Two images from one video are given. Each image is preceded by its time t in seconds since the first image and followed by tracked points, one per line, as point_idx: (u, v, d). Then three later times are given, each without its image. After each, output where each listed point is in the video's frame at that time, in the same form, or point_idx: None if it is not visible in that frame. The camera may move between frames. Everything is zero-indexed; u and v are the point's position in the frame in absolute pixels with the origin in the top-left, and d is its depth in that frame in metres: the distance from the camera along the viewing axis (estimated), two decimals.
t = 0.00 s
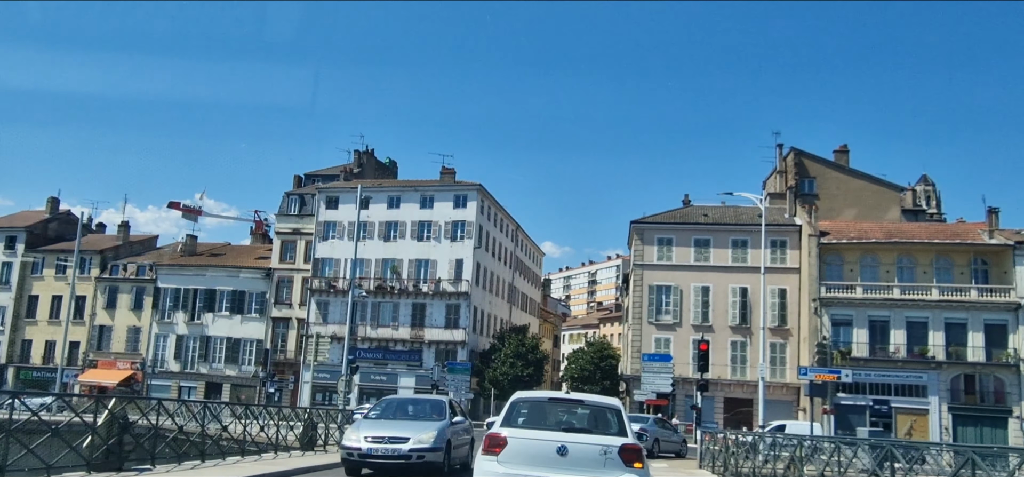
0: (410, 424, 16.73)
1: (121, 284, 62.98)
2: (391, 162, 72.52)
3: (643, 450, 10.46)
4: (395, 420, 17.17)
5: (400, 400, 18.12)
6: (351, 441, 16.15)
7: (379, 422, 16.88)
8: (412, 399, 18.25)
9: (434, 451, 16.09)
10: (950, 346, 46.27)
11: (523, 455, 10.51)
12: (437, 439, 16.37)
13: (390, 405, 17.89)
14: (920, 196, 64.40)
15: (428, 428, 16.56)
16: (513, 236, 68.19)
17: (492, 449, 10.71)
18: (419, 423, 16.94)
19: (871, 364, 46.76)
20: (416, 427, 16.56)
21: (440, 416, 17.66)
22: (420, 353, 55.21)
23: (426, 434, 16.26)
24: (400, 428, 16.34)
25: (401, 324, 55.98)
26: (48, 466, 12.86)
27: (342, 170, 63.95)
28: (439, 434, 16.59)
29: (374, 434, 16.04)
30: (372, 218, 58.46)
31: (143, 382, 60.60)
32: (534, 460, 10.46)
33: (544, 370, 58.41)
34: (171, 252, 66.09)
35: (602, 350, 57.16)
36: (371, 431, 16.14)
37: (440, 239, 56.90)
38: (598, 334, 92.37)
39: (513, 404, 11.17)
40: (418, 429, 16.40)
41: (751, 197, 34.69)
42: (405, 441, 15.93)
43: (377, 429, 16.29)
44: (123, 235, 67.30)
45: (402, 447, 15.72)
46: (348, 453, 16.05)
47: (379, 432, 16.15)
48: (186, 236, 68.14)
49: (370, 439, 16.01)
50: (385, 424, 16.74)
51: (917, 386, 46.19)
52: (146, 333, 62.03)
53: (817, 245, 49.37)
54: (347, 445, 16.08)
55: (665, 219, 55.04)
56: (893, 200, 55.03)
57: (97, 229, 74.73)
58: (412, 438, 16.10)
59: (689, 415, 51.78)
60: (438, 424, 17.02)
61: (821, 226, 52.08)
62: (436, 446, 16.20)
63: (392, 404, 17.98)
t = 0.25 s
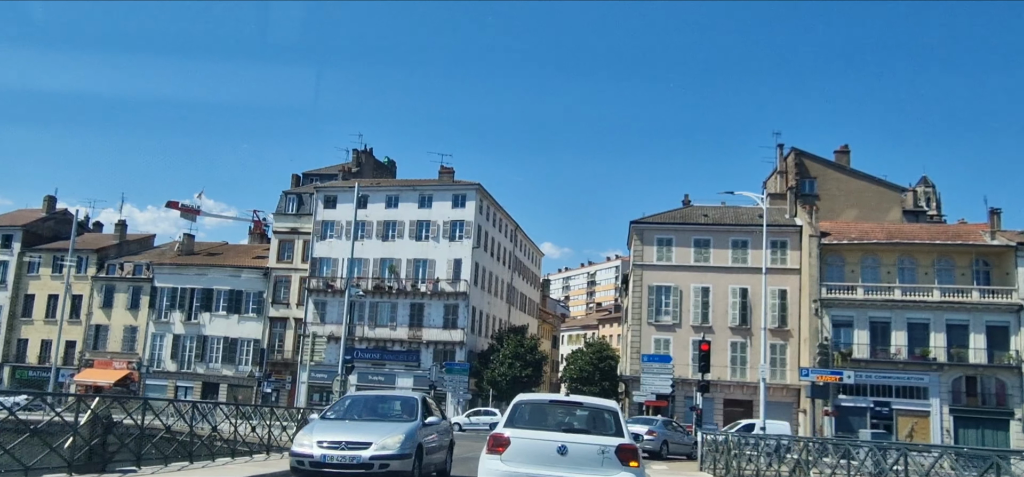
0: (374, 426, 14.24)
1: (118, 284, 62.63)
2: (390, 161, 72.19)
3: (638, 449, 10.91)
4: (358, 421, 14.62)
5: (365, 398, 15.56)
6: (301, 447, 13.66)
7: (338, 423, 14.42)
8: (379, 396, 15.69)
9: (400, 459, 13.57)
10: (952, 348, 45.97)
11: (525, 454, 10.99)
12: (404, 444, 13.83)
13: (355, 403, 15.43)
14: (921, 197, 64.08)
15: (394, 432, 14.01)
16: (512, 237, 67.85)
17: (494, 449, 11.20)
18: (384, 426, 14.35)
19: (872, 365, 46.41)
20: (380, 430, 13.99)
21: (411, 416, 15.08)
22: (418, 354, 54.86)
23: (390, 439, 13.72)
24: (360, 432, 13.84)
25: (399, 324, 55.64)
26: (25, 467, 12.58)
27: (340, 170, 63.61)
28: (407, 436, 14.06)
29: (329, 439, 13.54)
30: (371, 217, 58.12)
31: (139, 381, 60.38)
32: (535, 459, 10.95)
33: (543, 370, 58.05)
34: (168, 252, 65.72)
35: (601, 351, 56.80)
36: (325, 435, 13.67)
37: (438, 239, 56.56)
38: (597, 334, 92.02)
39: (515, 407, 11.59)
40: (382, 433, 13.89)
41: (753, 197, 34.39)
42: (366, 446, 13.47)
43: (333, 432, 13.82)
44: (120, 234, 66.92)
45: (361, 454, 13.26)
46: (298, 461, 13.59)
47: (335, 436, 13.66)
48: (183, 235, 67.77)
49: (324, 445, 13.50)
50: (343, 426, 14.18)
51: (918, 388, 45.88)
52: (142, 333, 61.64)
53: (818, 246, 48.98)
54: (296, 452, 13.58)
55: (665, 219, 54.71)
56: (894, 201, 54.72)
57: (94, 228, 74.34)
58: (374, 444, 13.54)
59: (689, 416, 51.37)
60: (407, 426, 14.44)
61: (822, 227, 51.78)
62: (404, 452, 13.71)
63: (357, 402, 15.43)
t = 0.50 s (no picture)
0: (314, 427, 10.90)
1: (114, 282, 62.21)
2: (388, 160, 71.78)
3: (632, 449, 11.28)
4: (295, 419, 11.27)
5: (309, 388, 12.25)
6: (213, 452, 10.32)
7: (268, 422, 11.06)
8: (328, 387, 12.37)
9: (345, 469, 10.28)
10: (953, 348, 45.61)
11: (526, 453, 11.36)
12: (350, 450, 10.52)
13: (295, 395, 12.07)
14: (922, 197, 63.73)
15: (337, 434, 10.69)
16: (511, 236, 67.45)
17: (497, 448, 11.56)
18: (328, 426, 11.03)
19: (873, 366, 46.04)
20: (321, 431, 10.69)
21: (366, 414, 11.79)
22: (416, 353, 54.46)
23: (332, 444, 10.40)
24: (294, 435, 10.48)
25: (396, 323, 55.23)
26: None
27: (338, 168, 63.19)
28: (355, 441, 10.76)
29: (255, 444, 10.21)
30: (368, 216, 57.70)
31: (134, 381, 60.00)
32: (536, 457, 11.32)
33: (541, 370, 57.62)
34: (164, 250, 65.29)
35: (600, 351, 56.40)
36: (249, 438, 10.35)
37: (436, 238, 56.14)
38: (596, 335, 91.62)
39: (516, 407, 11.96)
40: (323, 435, 10.56)
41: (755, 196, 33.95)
42: (300, 452, 10.18)
43: (260, 434, 10.50)
44: (116, 232, 66.47)
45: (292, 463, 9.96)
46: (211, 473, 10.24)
47: (261, 440, 10.34)
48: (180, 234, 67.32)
49: (245, 452, 10.17)
50: (276, 426, 10.88)
51: (920, 389, 45.51)
52: (138, 332, 61.20)
53: (819, 245, 48.50)
54: (207, 459, 10.23)
55: (665, 219, 54.33)
56: (895, 200, 54.38)
57: (90, 226, 73.87)
58: (309, 451, 10.21)
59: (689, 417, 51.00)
60: (357, 427, 11.12)
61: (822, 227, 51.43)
62: (349, 461, 10.41)
63: (297, 395, 12.04)
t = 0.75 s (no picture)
0: (230, 429, 8.35)
1: (109, 281, 61.81)
2: (386, 159, 71.45)
3: (629, 447, 11.58)
4: (208, 421, 8.70)
5: (237, 381, 9.72)
6: (93, 462, 7.86)
7: (174, 423, 8.55)
8: (260, 379, 9.83)
9: None
10: (955, 349, 45.27)
11: (528, 452, 11.65)
12: (272, 458, 7.95)
13: (220, 390, 9.54)
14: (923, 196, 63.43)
15: (255, 437, 8.11)
16: (509, 235, 67.10)
17: (499, 448, 11.87)
18: (248, 428, 8.44)
19: (874, 367, 45.72)
20: (232, 436, 8.09)
21: (302, 413, 9.19)
22: (413, 353, 54.10)
23: (248, 450, 7.82)
24: (198, 439, 7.94)
25: (394, 323, 54.82)
26: None
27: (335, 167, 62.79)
28: (283, 447, 8.21)
29: (145, 450, 7.74)
30: (365, 215, 57.29)
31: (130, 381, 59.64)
32: (537, 456, 11.62)
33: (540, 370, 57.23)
34: (160, 250, 64.83)
35: (598, 351, 56.02)
36: (138, 443, 7.86)
37: (434, 237, 55.76)
38: (594, 335, 91.31)
39: (518, 409, 12.29)
40: (238, 439, 8.02)
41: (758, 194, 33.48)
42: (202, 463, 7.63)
43: (153, 438, 7.98)
44: (111, 231, 66.01)
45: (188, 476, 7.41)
46: None
47: (153, 446, 7.80)
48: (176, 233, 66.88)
49: (133, 460, 7.72)
50: (180, 429, 8.36)
51: (921, 389, 45.21)
52: (134, 332, 60.83)
53: (820, 245, 48.16)
54: (84, 470, 7.78)
55: (665, 218, 53.98)
56: (896, 200, 54.06)
57: (86, 225, 73.41)
58: (213, 460, 7.63)
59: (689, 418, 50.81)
60: (285, 430, 8.52)
61: (823, 226, 51.10)
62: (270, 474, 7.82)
63: (218, 392, 9.49)
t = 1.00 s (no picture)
0: (38, 436, 5.72)
1: (104, 281, 61.31)
2: (383, 157, 71.01)
3: (624, 447, 11.77)
4: (29, 420, 6.13)
5: (95, 364, 7.10)
6: None
7: None
8: (127, 363, 7.20)
9: None
10: (956, 349, 44.86)
11: (528, 451, 11.77)
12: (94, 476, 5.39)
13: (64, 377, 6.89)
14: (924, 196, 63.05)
15: (74, 445, 5.55)
16: (507, 235, 66.69)
17: (501, 447, 12.00)
18: (81, 432, 5.86)
19: (875, 368, 45.31)
20: (45, 445, 5.51)
21: (172, 407, 6.60)
22: (410, 354, 53.67)
23: (50, 465, 5.25)
24: None
25: (390, 323, 54.37)
26: None
27: (332, 166, 62.34)
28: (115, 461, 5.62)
29: None
30: (362, 214, 56.83)
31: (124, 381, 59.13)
32: (536, 456, 11.75)
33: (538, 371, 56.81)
34: (155, 249, 64.36)
35: (597, 352, 55.57)
36: None
37: (431, 236, 55.32)
38: (593, 335, 90.94)
39: (520, 409, 12.37)
40: (42, 449, 5.43)
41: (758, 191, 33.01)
42: None
43: None
44: (106, 230, 65.54)
45: None
46: None
47: None
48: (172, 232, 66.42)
49: None
50: None
51: (922, 390, 44.79)
52: (128, 331, 60.31)
53: (820, 244, 47.77)
54: None
55: (664, 217, 53.59)
56: (897, 199, 53.69)
57: (82, 224, 72.96)
58: None
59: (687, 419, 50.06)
60: (134, 436, 5.92)
61: (823, 226, 50.69)
62: None
63: (65, 379, 6.85)
